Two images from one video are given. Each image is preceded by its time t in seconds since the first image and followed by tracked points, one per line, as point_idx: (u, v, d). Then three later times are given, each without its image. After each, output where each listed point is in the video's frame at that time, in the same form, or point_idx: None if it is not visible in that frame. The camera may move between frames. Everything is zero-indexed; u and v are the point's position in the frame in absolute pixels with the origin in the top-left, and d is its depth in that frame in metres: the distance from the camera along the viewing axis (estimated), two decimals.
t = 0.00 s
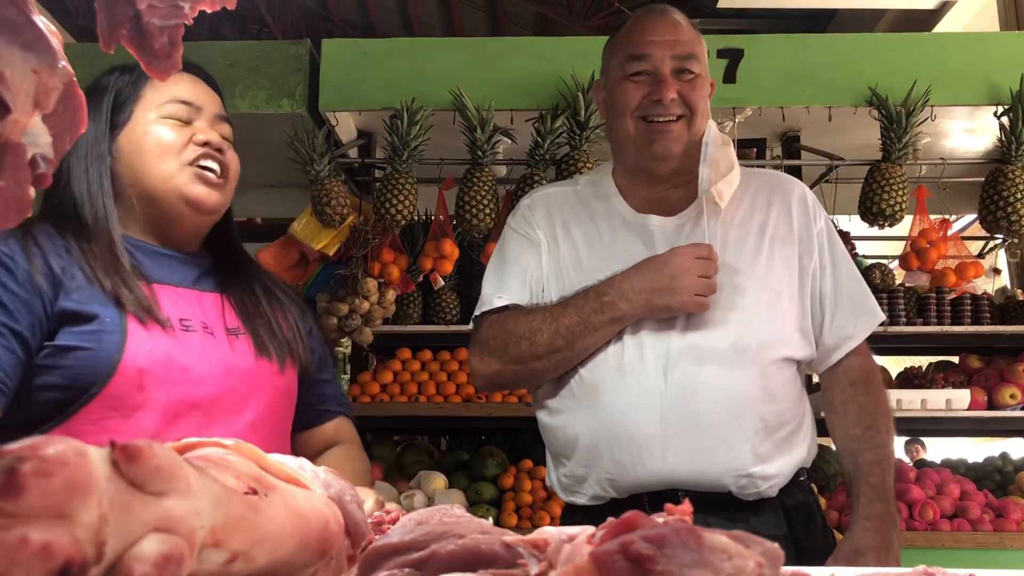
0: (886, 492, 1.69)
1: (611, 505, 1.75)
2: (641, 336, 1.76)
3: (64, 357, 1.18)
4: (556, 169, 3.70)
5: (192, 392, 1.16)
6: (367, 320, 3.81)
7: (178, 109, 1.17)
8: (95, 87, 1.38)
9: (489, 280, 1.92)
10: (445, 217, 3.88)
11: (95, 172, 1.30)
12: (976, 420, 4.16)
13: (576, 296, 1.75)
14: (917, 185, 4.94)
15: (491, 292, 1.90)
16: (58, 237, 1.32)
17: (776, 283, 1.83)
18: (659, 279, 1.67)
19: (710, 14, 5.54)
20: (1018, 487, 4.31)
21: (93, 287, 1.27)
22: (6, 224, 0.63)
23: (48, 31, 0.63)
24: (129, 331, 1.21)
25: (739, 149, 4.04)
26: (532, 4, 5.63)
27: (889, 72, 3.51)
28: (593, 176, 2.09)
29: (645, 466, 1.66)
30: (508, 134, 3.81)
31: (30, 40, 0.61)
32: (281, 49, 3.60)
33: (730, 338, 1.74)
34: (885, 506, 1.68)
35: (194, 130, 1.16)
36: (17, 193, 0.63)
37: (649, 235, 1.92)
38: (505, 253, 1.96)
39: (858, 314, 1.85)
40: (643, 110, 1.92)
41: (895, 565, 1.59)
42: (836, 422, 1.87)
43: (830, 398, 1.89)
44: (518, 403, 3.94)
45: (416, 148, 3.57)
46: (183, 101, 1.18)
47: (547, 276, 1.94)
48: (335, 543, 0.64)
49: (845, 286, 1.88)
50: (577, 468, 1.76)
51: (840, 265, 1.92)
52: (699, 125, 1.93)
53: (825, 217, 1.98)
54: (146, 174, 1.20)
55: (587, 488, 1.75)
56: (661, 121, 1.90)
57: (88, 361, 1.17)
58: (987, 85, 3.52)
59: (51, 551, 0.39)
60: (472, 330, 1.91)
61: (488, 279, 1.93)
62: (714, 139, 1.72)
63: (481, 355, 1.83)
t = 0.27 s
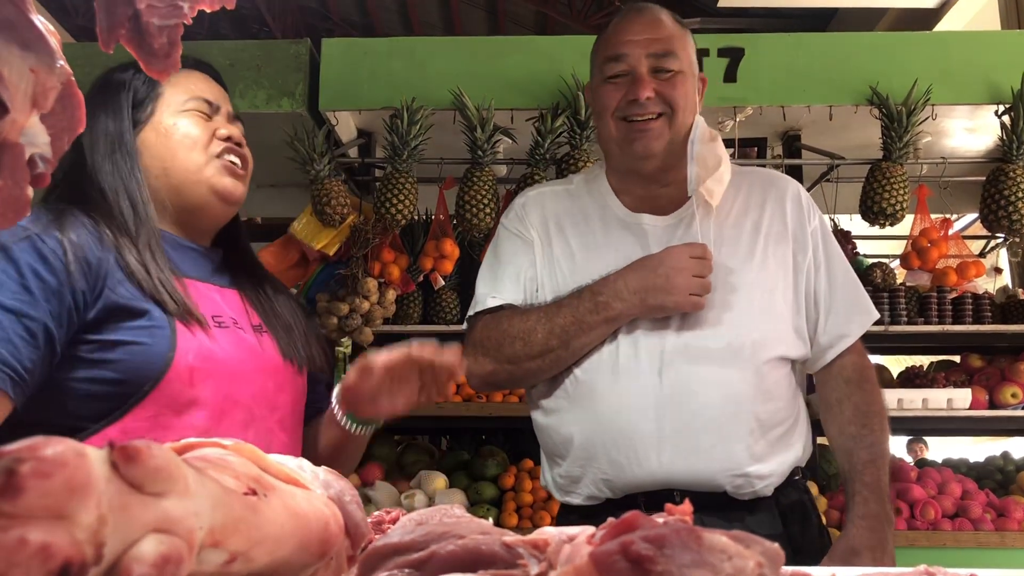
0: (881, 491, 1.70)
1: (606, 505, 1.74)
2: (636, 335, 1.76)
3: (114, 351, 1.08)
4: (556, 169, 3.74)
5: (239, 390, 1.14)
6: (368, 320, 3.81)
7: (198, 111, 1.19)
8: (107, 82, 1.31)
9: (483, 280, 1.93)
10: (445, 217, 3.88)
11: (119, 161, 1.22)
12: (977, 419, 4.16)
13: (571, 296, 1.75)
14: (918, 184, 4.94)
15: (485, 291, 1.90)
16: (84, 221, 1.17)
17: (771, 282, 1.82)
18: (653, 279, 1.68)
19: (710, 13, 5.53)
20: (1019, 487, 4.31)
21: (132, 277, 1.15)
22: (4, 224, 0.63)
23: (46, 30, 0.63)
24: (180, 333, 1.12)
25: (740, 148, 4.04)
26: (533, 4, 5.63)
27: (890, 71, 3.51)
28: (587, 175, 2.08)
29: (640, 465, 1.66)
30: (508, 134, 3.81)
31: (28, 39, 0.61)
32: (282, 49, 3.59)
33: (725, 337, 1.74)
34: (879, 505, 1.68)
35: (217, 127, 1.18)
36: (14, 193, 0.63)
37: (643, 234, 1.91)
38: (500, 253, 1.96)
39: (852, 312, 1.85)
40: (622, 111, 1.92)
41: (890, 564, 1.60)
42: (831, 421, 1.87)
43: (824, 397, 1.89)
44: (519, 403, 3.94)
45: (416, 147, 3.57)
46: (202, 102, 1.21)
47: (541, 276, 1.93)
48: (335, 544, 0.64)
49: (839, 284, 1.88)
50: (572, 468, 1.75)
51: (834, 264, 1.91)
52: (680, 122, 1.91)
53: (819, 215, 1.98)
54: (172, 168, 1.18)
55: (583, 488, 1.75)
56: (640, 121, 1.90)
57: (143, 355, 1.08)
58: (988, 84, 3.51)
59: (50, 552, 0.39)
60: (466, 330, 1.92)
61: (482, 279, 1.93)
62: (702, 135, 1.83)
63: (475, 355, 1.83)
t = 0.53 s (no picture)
0: (876, 488, 1.70)
1: (602, 504, 1.74)
2: (630, 334, 1.76)
3: (129, 358, 1.16)
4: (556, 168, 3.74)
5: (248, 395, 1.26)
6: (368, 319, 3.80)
7: (203, 120, 1.37)
8: (111, 92, 1.43)
9: (478, 280, 1.94)
10: (445, 217, 3.89)
11: (124, 168, 1.33)
12: (977, 418, 4.16)
13: (566, 296, 1.75)
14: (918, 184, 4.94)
15: (479, 291, 1.91)
16: (99, 229, 1.26)
17: (765, 281, 1.83)
18: (648, 279, 1.68)
19: (711, 13, 5.53)
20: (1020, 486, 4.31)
21: (144, 287, 1.24)
22: (5, 224, 0.64)
23: (47, 30, 0.63)
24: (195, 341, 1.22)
25: (740, 148, 4.04)
26: (533, 3, 5.63)
27: (890, 70, 3.51)
28: (582, 174, 2.08)
29: (635, 465, 1.66)
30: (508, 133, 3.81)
31: (28, 39, 0.61)
32: (282, 48, 3.59)
33: (720, 336, 1.75)
34: (874, 503, 1.68)
35: (222, 133, 1.36)
36: (15, 193, 0.63)
37: (638, 233, 1.91)
38: (495, 252, 1.97)
39: (847, 310, 1.85)
40: (601, 113, 1.92)
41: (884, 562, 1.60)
42: (826, 419, 1.87)
43: (819, 394, 1.89)
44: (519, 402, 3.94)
45: (416, 146, 3.57)
46: (207, 113, 1.39)
47: (536, 275, 1.93)
48: (336, 543, 0.64)
49: (834, 283, 1.88)
50: (568, 468, 1.75)
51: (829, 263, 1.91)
52: (660, 122, 1.88)
53: (815, 213, 1.98)
54: (181, 173, 1.34)
55: (578, 488, 1.75)
56: (619, 121, 1.89)
57: (159, 363, 1.17)
58: (989, 83, 3.51)
59: (51, 551, 0.39)
60: (461, 329, 1.93)
61: (477, 279, 1.95)
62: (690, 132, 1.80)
63: (471, 354, 1.85)
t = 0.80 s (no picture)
0: (871, 488, 1.70)
1: (597, 504, 1.74)
2: (625, 334, 1.76)
3: (137, 364, 1.17)
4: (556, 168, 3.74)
5: (252, 403, 1.27)
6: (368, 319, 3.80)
7: (218, 123, 1.40)
8: (124, 95, 1.42)
9: (473, 280, 1.95)
10: (445, 216, 3.90)
11: (139, 172, 1.33)
12: (976, 418, 4.16)
13: (560, 295, 1.75)
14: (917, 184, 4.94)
15: (474, 291, 1.92)
16: (106, 230, 1.25)
17: (760, 280, 1.83)
18: (642, 278, 1.68)
19: (710, 13, 5.54)
20: (1019, 486, 4.31)
21: (152, 293, 1.24)
22: (5, 224, 0.64)
23: (47, 30, 0.63)
24: (202, 349, 1.23)
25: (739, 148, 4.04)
26: (533, 3, 5.63)
27: (889, 70, 3.51)
28: (576, 174, 2.08)
29: (630, 464, 1.66)
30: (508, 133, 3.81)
31: (28, 38, 0.61)
32: (282, 48, 3.59)
33: (714, 336, 1.75)
34: (870, 502, 1.68)
35: (238, 138, 1.39)
36: (15, 193, 0.63)
37: (632, 232, 1.91)
38: (490, 253, 1.97)
39: (841, 309, 1.85)
40: (590, 114, 1.92)
41: (880, 562, 1.61)
42: (822, 418, 1.87)
43: (815, 393, 1.89)
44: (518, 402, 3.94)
45: (416, 146, 3.57)
46: (220, 117, 1.42)
47: (531, 275, 1.93)
48: (335, 542, 0.64)
49: (828, 281, 1.88)
50: (563, 468, 1.75)
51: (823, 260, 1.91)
52: (649, 122, 1.89)
53: (809, 212, 1.98)
54: (199, 177, 1.35)
55: (574, 487, 1.75)
56: (607, 121, 1.89)
57: (167, 370, 1.18)
58: (987, 83, 3.51)
59: (50, 551, 0.39)
60: (457, 329, 1.93)
61: (472, 279, 1.95)
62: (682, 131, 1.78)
63: (466, 354, 1.85)
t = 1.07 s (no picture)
0: (867, 488, 1.70)
1: (594, 505, 1.74)
2: (620, 335, 1.76)
3: (151, 364, 1.17)
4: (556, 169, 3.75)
5: (266, 405, 1.26)
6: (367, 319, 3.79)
7: (226, 121, 1.40)
8: (132, 95, 1.43)
9: (468, 281, 1.95)
10: (444, 217, 3.90)
11: (147, 168, 1.33)
12: (975, 418, 4.17)
13: (556, 297, 1.76)
14: (916, 184, 4.95)
15: (470, 293, 1.92)
16: (120, 228, 1.26)
17: (755, 280, 1.83)
18: (637, 280, 1.68)
19: (709, 14, 5.54)
20: (1018, 486, 4.31)
21: (166, 294, 1.24)
22: (4, 224, 0.64)
23: (46, 30, 0.63)
24: (216, 350, 1.23)
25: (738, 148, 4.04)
26: (532, 4, 5.63)
27: (889, 71, 3.51)
28: (571, 174, 2.08)
29: (626, 465, 1.66)
30: (507, 134, 3.81)
31: (27, 38, 0.61)
32: (281, 48, 3.59)
33: (709, 337, 1.75)
34: (866, 502, 1.68)
35: (245, 134, 1.39)
36: (15, 193, 0.63)
37: (628, 233, 1.91)
38: (485, 253, 1.97)
39: (836, 309, 1.86)
40: (586, 114, 1.92)
41: (876, 562, 1.61)
42: (818, 418, 1.87)
43: (811, 393, 1.89)
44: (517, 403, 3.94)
45: (415, 147, 3.57)
46: (228, 115, 1.42)
47: (526, 275, 1.93)
48: (335, 543, 0.64)
49: (824, 282, 1.89)
50: (559, 469, 1.75)
51: (818, 261, 1.91)
52: (645, 123, 1.89)
53: (804, 213, 1.98)
54: (207, 172, 1.35)
55: (569, 489, 1.75)
56: (604, 122, 1.90)
57: (180, 370, 1.17)
58: (986, 84, 3.51)
59: (49, 551, 0.39)
60: (452, 330, 1.93)
61: (467, 280, 1.95)
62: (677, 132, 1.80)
63: (462, 356, 1.85)
